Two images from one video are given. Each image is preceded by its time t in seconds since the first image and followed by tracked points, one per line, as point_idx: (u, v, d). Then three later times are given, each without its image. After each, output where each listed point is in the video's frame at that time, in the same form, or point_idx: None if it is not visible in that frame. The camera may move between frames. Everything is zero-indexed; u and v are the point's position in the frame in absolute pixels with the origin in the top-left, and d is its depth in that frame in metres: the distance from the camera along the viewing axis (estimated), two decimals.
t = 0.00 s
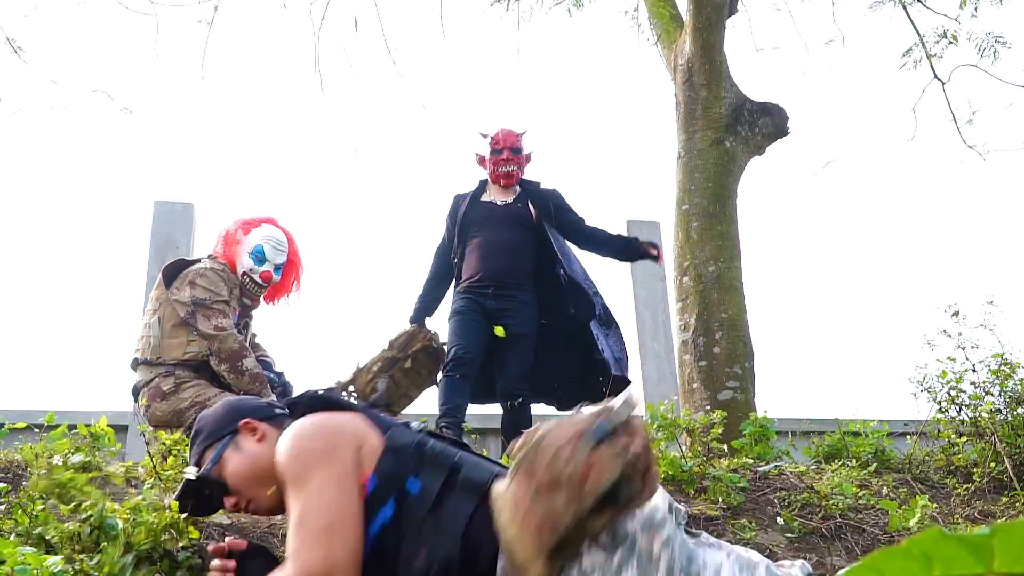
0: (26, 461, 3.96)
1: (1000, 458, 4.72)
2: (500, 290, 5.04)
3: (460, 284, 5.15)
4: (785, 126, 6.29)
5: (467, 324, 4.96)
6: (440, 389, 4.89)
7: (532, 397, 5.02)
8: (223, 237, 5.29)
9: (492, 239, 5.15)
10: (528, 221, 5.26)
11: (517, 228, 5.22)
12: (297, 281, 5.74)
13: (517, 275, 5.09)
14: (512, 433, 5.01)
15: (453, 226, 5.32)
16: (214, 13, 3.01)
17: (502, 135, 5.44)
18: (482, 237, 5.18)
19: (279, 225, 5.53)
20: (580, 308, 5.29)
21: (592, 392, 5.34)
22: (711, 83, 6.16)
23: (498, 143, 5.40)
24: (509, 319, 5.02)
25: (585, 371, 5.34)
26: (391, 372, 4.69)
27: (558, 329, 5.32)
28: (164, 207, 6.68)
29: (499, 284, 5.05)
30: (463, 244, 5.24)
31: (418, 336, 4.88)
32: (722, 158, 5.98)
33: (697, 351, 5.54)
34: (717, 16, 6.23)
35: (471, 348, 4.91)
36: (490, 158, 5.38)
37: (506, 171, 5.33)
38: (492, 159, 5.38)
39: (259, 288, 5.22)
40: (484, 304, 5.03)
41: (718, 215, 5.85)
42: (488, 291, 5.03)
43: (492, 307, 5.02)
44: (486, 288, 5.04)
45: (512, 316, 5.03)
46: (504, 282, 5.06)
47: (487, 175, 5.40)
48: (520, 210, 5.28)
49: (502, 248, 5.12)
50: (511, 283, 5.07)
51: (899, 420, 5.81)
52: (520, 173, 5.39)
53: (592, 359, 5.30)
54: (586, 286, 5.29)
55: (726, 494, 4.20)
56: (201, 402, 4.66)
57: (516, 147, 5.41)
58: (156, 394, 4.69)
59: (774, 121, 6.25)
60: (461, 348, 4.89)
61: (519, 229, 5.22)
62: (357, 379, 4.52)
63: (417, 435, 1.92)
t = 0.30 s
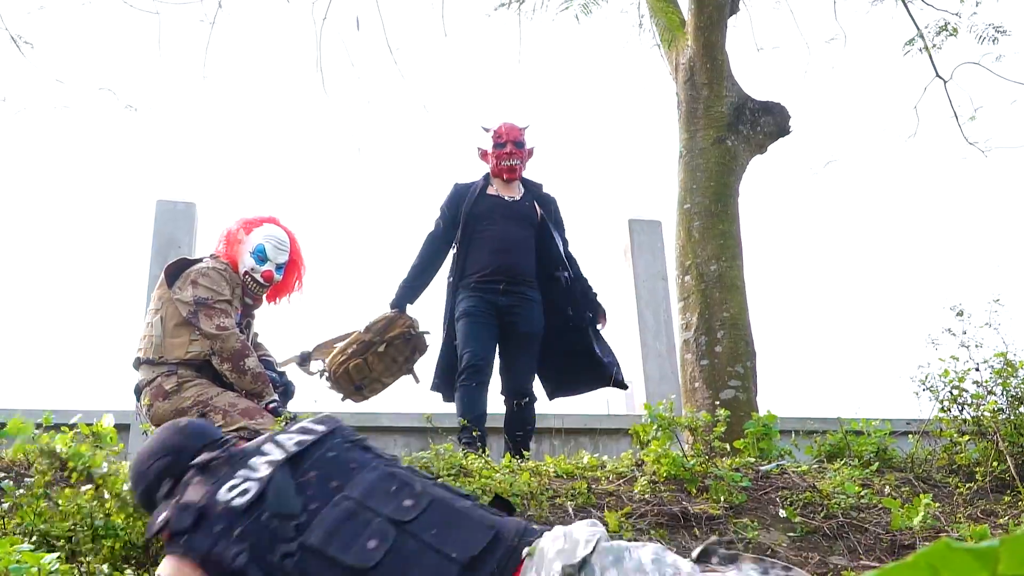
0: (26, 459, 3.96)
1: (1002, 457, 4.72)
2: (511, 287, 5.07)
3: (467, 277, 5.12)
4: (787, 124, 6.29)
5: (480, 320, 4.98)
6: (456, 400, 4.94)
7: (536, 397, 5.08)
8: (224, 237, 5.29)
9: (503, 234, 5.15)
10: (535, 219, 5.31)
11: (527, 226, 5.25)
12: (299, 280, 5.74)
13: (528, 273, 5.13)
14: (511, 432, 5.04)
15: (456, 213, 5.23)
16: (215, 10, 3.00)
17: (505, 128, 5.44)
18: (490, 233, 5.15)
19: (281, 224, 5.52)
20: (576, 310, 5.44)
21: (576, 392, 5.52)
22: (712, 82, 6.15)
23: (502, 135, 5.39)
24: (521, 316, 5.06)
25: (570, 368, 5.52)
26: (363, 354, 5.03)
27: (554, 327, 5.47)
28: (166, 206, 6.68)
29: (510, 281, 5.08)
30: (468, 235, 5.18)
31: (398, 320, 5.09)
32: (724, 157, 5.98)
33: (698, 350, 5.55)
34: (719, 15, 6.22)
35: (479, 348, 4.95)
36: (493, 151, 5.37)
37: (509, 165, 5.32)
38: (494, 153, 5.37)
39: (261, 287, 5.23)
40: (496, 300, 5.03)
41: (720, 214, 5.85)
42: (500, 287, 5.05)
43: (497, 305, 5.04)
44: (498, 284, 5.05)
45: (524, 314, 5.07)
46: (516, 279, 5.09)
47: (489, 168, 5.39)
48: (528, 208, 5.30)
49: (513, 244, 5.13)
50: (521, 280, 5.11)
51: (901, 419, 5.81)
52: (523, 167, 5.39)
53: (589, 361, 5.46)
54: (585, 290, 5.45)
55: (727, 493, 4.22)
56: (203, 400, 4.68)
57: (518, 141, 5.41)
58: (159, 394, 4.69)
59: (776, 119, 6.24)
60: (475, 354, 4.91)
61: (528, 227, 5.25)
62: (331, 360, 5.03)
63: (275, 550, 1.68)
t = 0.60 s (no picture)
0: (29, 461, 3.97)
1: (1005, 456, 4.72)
2: (517, 283, 5.10)
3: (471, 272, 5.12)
4: (787, 124, 6.28)
5: (485, 315, 5.00)
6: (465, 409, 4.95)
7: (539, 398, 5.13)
8: (224, 240, 5.31)
9: (506, 230, 5.18)
10: (534, 217, 5.37)
11: (527, 222, 5.30)
12: (301, 281, 5.74)
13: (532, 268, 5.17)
14: (510, 430, 5.07)
15: (456, 205, 5.24)
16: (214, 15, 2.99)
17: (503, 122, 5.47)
18: (495, 227, 5.18)
19: (281, 226, 5.52)
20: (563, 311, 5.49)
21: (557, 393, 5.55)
22: (713, 82, 6.15)
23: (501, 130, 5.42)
24: (527, 311, 5.08)
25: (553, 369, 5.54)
26: (375, 352, 5.04)
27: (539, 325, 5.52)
28: (167, 208, 6.68)
29: (516, 277, 5.10)
30: (468, 227, 5.20)
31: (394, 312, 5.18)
32: (724, 157, 5.98)
33: (700, 350, 5.54)
34: (719, 15, 6.22)
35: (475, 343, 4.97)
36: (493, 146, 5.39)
37: (507, 160, 5.36)
38: (493, 148, 5.40)
39: (262, 289, 5.23)
40: (502, 295, 5.05)
41: (721, 214, 5.85)
42: (506, 283, 5.07)
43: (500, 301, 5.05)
44: (503, 280, 5.07)
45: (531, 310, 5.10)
46: (521, 276, 5.12)
47: (489, 164, 5.41)
48: (529, 205, 5.36)
49: (516, 239, 5.17)
50: (526, 276, 5.14)
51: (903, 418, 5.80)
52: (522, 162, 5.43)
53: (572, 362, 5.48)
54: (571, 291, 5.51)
55: (730, 494, 4.22)
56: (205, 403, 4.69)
57: (518, 136, 5.43)
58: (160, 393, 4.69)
59: (777, 119, 6.24)
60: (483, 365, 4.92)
61: (528, 223, 5.30)
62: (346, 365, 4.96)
63: None
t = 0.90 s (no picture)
0: (33, 465, 3.98)
1: (1008, 457, 4.71)
2: (513, 278, 5.11)
3: (466, 267, 5.14)
4: (789, 126, 6.28)
5: (483, 310, 5.00)
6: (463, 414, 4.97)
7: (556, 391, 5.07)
8: (226, 243, 5.30)
9: (501, 223, 5.20)
10: (528, 209, 5.39)
11: (521, 215, 5.31)
12: (303, 284, 5.74)
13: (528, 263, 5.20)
14: (525, 426, 5.01)
15: (451, 196, 5.23)
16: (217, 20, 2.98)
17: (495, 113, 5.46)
18: (489, 220, 5.20)
19: (283, 229, 5.51)
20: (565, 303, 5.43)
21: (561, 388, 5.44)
22: (715, 84, 6.15)
23: (493, 122, 5.42)
24: (526, 306, 5.08)
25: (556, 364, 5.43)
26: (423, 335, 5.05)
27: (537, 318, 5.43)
28: (170, 212, 6.69)
29: (512, 272, 5.12)
30: (463, 219, 5.20)
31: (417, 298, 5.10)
32: (726, 159, 5.98)
33: (702, 352, 5.54)
34: (720, 17, 6.21)
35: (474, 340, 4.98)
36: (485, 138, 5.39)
37: (501, 152, 5.37)
38: (485, 141, 5.40)
39: (264, 293, 5.22)
40: (499, 290, 5.06)
41: (723, 216, 5.85)
42: (503, 279, 5.08)
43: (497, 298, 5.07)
44: (499, 275, 5.09)
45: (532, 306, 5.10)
46: (517, 270, 5.14)
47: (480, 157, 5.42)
48: (523, 198, 5.38)
49: (511, 233, 5.19)
50: (522, 270, 5.16)
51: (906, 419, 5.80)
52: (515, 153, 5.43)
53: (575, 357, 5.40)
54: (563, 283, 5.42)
55: (732, 496, 4.23)
56: (208, 407, 4.71)
57: (510, 128, 5.43)
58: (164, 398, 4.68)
59: (779, 120, 6.23)
60: (484, 366, 4.94)
61: (522, 216, 5.32)
62: (409, 351, 4.93)
63: None
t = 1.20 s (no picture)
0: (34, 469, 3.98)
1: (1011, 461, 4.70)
2: (513, 277, 5.12)
3: (466, 266, 5.14)
4: (792, 129, 6.28)
5: (484, 310, 5.01)
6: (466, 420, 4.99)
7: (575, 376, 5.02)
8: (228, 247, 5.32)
9: (500, 222, 5.21)
10: (529, 206, 5.40)
11: (521, 212, 5.32)
12: (305, 289, 5.74)
13: (528, 261, 5.21)
14: (549, 419, 4.95)
15: (450, 195, 5.23)
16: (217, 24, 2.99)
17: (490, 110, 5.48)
18: (489, 219, 5.20)
19: (285, 233, 5.52)
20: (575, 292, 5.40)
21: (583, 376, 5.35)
22: (716, 88, 6.16)
23: (491, 118, 5.43)
24: (529, 303, 5.08)
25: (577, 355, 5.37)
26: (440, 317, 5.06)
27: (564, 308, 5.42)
28: (172, 216, 6.69)
29: (512, 271, 5.13)
30: (462, 218, 5.20)
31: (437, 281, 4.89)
32: (728, 162, 5.98)
33: (705, 356, 5.54)
34: (722, 21, 6.22)
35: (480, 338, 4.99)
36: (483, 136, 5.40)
37: (498, 151, 5.38)
38: (482, 139, 5.41)
39: (266, 297, 5.22)
40: (500, 289, 5.07)
41: (725, 219, 5.85)
42: (504, 278, 5.09)
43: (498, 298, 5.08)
44: (499, 275, 5.09)
45: (537, 301, 5.10)
46: (517, 270, 5.14)
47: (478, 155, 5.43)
48: (522, 196, 5.38)
49: (511, 232, 5.20)
50: (522, 269, 5.17)
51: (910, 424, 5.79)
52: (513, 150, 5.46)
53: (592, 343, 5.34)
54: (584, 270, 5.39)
55: (735, 500, 4.23)
56: (210, 411, 4.71)
57: (506, 125, 5.43)
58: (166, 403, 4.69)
59: (781, 124, 6.23)
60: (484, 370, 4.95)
61: (522, 213, 5.32)
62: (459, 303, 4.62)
63: None
